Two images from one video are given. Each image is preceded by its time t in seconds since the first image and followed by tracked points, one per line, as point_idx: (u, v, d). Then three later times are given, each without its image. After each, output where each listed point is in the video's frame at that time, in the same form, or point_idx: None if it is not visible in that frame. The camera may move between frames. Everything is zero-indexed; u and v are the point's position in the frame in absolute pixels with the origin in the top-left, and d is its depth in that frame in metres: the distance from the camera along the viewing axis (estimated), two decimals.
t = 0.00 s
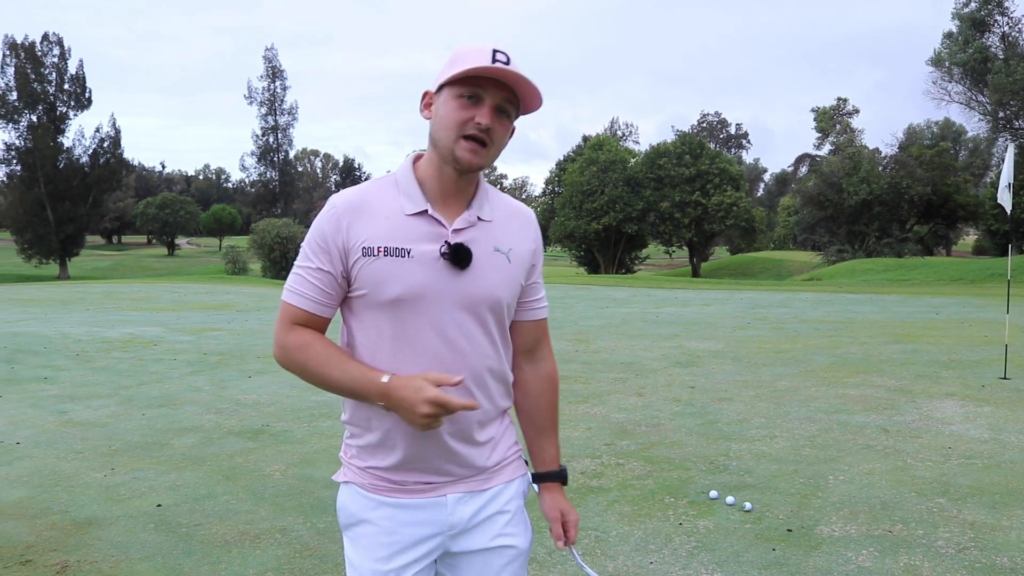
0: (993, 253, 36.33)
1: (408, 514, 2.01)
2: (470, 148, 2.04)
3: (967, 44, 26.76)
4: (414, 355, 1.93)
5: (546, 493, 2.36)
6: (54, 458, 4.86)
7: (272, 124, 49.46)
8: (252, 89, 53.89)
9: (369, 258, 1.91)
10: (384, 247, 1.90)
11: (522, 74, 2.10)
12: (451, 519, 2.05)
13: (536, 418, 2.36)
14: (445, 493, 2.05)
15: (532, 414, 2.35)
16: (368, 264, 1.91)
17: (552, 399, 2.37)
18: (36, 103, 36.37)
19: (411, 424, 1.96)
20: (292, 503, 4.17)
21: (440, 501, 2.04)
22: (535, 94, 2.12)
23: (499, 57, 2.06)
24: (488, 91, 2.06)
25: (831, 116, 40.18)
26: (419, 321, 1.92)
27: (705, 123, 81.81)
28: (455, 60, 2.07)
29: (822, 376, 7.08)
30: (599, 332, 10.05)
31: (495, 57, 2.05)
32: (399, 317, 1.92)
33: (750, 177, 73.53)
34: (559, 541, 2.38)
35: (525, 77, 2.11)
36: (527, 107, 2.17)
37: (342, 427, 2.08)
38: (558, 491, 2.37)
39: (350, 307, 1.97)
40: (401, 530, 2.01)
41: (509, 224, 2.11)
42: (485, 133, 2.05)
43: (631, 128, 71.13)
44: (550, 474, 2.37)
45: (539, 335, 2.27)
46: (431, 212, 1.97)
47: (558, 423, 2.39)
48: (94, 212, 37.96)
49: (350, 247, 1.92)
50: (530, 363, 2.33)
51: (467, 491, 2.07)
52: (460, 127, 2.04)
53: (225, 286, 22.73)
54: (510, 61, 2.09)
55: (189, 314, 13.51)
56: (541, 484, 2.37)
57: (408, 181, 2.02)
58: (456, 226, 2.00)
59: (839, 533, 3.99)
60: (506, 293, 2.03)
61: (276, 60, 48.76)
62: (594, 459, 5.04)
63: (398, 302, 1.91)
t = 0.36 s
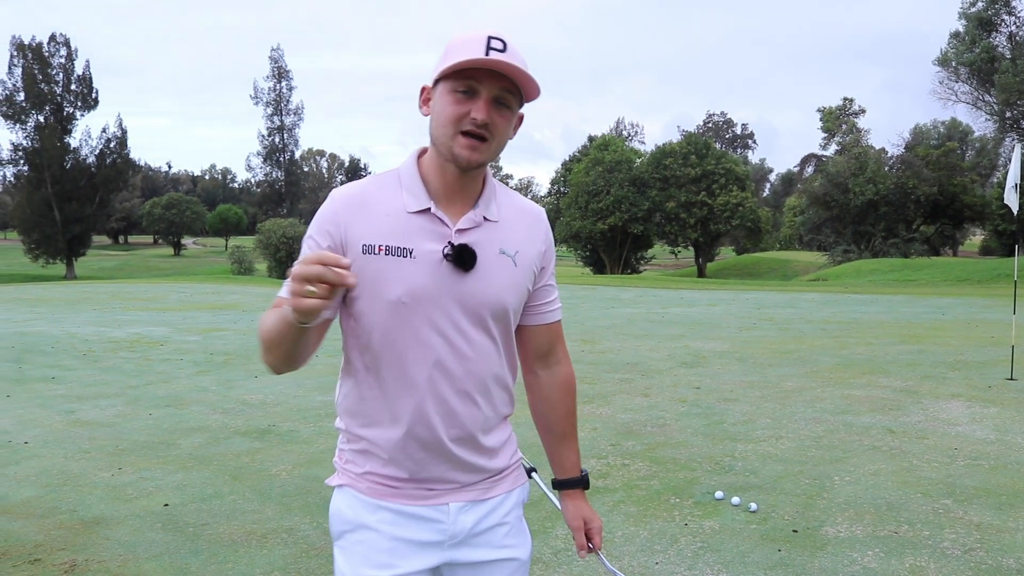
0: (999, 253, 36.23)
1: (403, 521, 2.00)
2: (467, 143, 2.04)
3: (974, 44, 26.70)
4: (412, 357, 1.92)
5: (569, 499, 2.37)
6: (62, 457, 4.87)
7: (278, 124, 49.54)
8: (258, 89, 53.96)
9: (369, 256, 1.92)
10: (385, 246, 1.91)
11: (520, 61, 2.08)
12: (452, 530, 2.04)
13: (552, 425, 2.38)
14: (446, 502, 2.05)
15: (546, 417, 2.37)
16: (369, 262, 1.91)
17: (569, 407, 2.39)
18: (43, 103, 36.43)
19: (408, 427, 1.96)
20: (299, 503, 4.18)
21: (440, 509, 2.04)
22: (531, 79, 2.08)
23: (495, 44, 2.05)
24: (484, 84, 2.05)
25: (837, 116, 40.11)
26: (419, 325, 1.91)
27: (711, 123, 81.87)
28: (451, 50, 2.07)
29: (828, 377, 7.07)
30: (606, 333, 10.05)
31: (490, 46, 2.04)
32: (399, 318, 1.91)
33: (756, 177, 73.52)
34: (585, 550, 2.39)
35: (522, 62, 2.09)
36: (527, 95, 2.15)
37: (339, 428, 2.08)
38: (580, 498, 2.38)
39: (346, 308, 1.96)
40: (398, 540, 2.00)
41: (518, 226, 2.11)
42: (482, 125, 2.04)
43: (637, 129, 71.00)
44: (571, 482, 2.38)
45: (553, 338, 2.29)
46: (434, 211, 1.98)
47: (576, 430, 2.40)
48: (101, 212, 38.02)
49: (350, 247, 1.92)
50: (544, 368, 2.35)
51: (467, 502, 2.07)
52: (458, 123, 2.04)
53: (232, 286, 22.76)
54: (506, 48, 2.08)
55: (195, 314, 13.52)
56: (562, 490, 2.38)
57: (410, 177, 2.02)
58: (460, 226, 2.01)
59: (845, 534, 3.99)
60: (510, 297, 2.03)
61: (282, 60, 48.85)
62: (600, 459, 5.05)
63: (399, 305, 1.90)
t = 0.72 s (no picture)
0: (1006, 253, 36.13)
1: (383, 542, 1.97)
2: (423, 135, 1.99)
3: (982, 43, 26.59)
4: (393, 362, 1.87)
5: (533, 500, 2.42)
6: (70, 457, 4.89)
7: (284, 124, 49.62)
8: (265, 89, 54.07)
9: (346, 253, 1.85)
10: (360, 244, 1.85)
11: (465, 42, 2.04)
12: (433, 549, 2.02)
13: (514, 423, 2.40)
14: (426, 520, 2.02)
15: (506, 413, 2.38)
16: (347, 259, 1.84)
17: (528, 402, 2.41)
18: (51, 103, 36.53)
19: (388, 438, 1.91)
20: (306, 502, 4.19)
21: (421, 529, 2.01)
22: (475, 58, 2.03)
23: (432, 26, 2.00)
24: (428, 72, 2.01)
25: (843, 116, 40.05)
26: (401, 326, 1.87)
27: (717, 122, 81.85)
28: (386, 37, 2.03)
29: (834, 378, 7.05)
30: (612, 333, 10.05)
31: (427, 30, 1.99)
32: (378, 322, 1.86)
33: (762, 177, 73.47)
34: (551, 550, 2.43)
35: (467, 42, 2.05)
36: (475, 77, 2.11)
37: (306, 441, 2.01)
38: (542, 496, 2.43)
39: (317, 310, 1.89)
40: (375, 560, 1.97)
41: (484, 221, 2.13)
42: (432, 113, 1.99)
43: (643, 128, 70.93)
44: (531, 480, 2.42)
45: (513, 335, 2.29)
46: (406, 205, 1.94)
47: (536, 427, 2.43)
48: (108, 212, 38.11)
49: (318, 247, 1.85)
50: (508, 364, 2.35)
51: (446, 518, 2.05)
52: (409, 114, 2.00)
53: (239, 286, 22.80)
54: (443, 28, 2.04)
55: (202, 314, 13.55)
56: (526, 492, 2.43)
57: (373, 171, 1.97)
58: (434, 220, 1.99)
59: (851, 534, 3.98)
60: (490, 296, 2.03)
61: (289, 59, 48.93)
62: (606, 460, 5.05)
63: (380, 306, 1.85)
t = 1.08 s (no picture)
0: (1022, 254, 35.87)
1: (373, 562, 1.99)
2: (390, 147, 2.03)
3: (998, 42, 26.23)
4: (373, 376, 1.89)
5: (517, 506, 2.45)
6: (87, 455, 4.93)
7: (298, 124, 49.77)
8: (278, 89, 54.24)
9: (317, 268, 1.88)
10: (330, 258, 1.87)
11: (430, 49, 2.06)
12: (422, 567, 2.03)
13: (492, 428, 2.42)
14: (416, 538, 2.03)
15: (484, 421, 2.41)
16: (318, 273, 1.87)
17: (501, 406, 2.43)
18: (67, 104, 36.74)
19: (371, 453, 1.93)
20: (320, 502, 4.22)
21: (411, 547, 2.02)
22: (444, 72, 2.06)
23: (397, 34, 2.01)
24: (394, 84, 2.03)
25: (857, 116, 39.88)
26: (379, 338, 1.89)
27: (729, 122, 81.64)
28: (349, 46, 2.06)
29: (847, 379, 7.04)
30: (624, 334, 10.05)
31: (392, 39, 2.01)
32: (354, 335, 1.88)
33: (775, 177, 73.27)
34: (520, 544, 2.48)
35: (433, 51, 2.07)
36: (443, 83, 2.12)
37: (291, 461, 2.04)
38: (512, 497, 2.45)
39: (293, 325, 1.92)
40: None
41: (461, 225, 2.16)
42: (400, 125, 2.02)
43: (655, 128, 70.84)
44: (501, 484, 2.42)
45: (490, 338, 2.38)
46: (376, 215, 1.97)
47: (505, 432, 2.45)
48: (123, 213, 38.28)
49: (290, 264, 1.87)
50: (486, 368, 2.40)
51: (436, 535, 2.05)
52: (375, 127, 2.03)
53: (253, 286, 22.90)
54: (411, 36, 2.04)
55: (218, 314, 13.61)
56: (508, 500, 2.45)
57: (342, 185, 2.00)
58: (407, 227, 2.02)
59: (863, 538, 3.97)
60: (469, 303, 2.05)
61: (302, 60, 49.07)
62: (618, 461, 5.05)
63: (356, 319, 1.87)
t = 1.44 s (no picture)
0: None
1: (397, 563, 1.99)
2: (396, 151, 2.04)
3: None
4: (396, 383, 1.91)
5: (537, 506, 2.45)
6: (114, 453, 5.00)
7: (322, 125, 50.02)
8: (300, 89, 54.51)
9: (337, 276, 1.90)
10: (348, 265, 1.90)
11: (427, 48, 2.07)
12: (444, 568, 2.04)
13: (509, 431, 2.42)
14: (438, 540, 2.04)
15: (501, 420, 2.42)
16: (336, 279, 1.89)
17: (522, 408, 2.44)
18: (94, 106, 37.08)
19: (394, 459, 1.94)
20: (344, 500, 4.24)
21: (432, 548, 2.03)
22: (439, 69, 2.06)
23: (385, 38, 2.03)
24: (390, 88, 2.04)
25: (882, 115, 39.43)
26: (400, 346, 1.91)
27: (752, 122, 81.25)
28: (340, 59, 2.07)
29: (871, 380, 6.99)
30: (646, 334, 10.03)
31: (382, 42, 2.02)
32: (374, 343, 1.90)
33: (799, 177, 72.69)
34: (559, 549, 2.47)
35: (427, 49, 2.07)
36: (439, 79, 2.12)
37: (309, 471, 2.04)
38: (545, 499, 2.46)
39: (311, 337, 1.93)
40: None
41: (472, 228, 2.19)
42: (403, 126, 2.03)
43: (677, 128, 70.39)
44: (533, 488, 2.44)
45: (507, 341, 2.37)
46: (390, 220, 1.99)
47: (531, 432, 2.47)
48: (150, 213, 38.55)
49: (309, 275, 1.89)
50: (499, 371, 2.40)
51: (457, 537, 2.06)
52: (380, 132, 2.04)
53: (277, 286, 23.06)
54: (400, 37, 2.05)
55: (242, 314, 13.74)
56: (529, 498, 2.45)
57: (353, 191, 2.02)
58: (421, 231, 2.04)
59: (886, 539, 3.94)
60: (484, 304, 2.08)
61: (325, 60, 49.31)
62: (640, 462, 5.04)
63: (375, 326, 1.89)
